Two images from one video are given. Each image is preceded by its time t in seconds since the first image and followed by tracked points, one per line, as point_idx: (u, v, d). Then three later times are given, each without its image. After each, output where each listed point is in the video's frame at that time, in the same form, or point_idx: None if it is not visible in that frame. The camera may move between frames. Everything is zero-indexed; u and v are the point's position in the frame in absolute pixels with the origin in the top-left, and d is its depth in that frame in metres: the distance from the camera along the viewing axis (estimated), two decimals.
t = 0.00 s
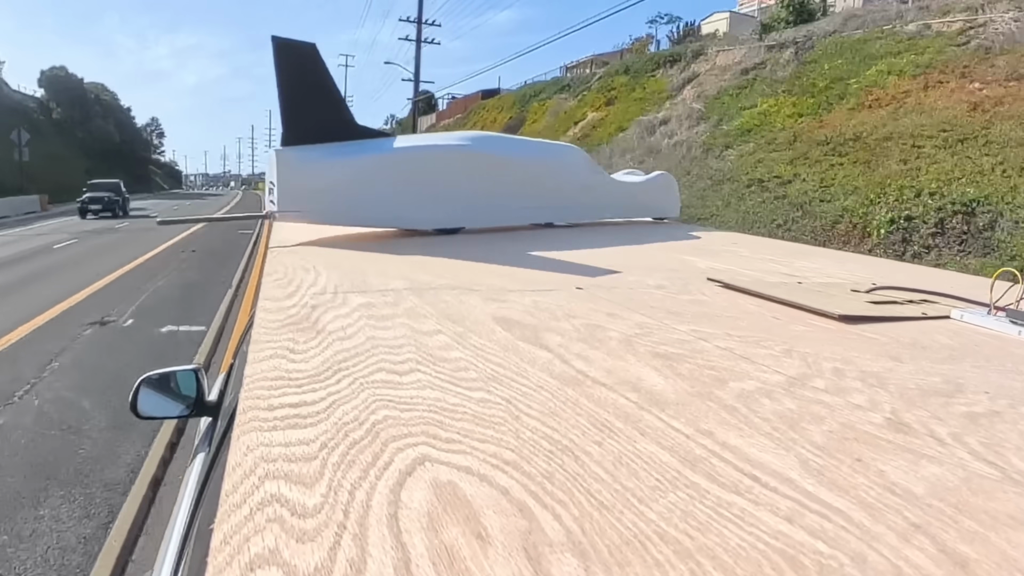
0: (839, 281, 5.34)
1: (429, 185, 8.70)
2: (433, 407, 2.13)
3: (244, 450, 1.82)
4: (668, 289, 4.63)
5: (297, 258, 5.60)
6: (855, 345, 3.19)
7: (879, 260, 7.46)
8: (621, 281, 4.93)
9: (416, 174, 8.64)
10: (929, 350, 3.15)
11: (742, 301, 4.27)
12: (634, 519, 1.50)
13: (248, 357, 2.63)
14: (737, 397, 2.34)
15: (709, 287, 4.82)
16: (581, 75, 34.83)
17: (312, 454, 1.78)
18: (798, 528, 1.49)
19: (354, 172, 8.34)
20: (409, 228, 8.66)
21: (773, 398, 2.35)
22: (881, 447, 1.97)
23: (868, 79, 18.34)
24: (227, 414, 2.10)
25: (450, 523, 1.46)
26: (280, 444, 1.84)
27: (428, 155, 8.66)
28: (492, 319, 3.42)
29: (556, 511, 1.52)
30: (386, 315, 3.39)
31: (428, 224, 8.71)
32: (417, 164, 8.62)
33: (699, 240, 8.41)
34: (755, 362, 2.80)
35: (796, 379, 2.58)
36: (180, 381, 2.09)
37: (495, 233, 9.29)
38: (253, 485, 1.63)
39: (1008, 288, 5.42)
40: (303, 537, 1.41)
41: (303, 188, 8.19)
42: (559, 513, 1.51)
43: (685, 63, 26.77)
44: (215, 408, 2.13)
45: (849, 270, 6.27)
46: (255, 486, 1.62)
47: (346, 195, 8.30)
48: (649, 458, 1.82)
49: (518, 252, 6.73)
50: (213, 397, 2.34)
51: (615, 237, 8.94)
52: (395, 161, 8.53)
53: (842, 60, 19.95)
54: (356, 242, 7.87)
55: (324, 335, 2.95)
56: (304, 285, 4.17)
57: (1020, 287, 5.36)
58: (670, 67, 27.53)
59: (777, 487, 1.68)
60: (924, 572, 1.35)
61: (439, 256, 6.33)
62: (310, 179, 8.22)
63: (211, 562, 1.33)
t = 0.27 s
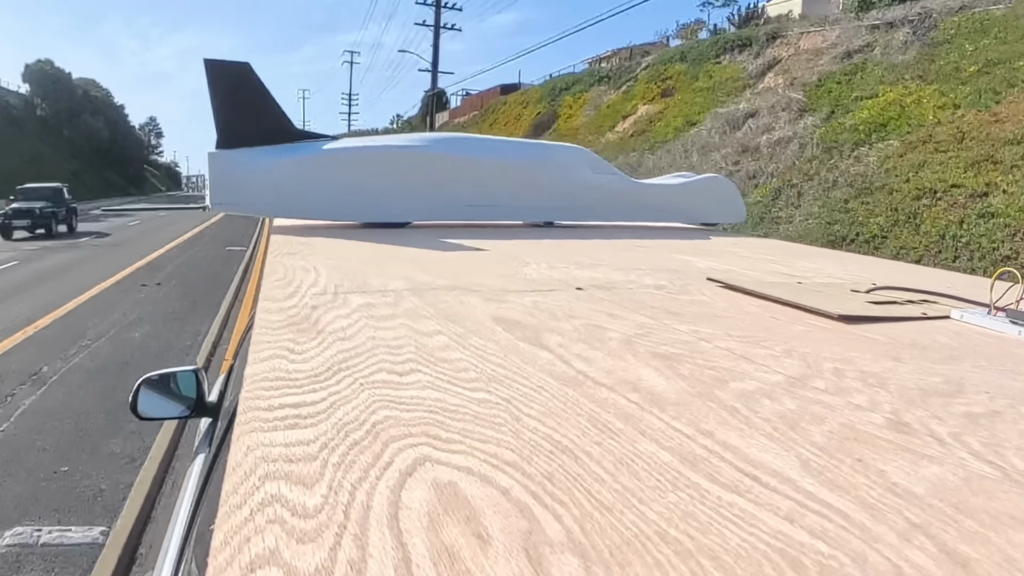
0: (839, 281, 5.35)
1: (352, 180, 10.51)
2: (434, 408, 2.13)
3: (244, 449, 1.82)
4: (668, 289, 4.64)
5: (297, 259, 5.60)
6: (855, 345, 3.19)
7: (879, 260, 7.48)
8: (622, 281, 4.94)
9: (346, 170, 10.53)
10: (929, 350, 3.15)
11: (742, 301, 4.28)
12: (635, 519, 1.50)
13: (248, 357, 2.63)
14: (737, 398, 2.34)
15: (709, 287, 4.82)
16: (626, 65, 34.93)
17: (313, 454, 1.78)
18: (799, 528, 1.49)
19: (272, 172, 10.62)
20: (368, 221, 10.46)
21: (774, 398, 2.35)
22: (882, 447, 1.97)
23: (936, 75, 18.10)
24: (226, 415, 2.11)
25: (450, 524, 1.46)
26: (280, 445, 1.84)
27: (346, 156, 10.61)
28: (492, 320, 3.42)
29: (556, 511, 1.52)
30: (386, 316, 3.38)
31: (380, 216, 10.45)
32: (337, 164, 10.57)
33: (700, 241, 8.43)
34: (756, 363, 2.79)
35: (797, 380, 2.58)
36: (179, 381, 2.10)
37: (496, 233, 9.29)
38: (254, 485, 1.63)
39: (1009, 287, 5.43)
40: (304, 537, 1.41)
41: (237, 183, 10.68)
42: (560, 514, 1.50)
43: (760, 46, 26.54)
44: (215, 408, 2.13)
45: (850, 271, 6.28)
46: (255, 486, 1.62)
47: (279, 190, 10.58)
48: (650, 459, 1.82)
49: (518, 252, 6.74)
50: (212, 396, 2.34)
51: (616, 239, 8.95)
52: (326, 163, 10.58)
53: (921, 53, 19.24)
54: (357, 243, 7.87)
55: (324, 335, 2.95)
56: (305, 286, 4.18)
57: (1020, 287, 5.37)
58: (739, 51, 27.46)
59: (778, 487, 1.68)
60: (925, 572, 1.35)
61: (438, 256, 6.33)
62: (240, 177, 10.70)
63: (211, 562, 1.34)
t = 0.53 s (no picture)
0: (840, 281, 5.35)
1: (352, 183, 10.40)
2: (434, 409, 2.13)
3: (244, 451, 1.82)
4: (670, 290, 4.64)
5: (298, 260, 5.61)
6: (856, 346, 3.18)
7: (879, 261, 7.48)
8: (622, 282, 4.94)
9: (345, 172, 10.42)
10: (930, 351, 3.15)
11: (743, 302, 4.28)
12: (635, 521, 1.50)
13: (249, 358, 2.63)
14: (738, 399, 2.34)
15: (711, 288, 4.82)
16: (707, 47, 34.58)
17: (313, 455, 1.78)
18: (799, 529, 1.49)
19: (271, 174, 10.54)
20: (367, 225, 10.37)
21: (775, 399, 2.35)
22: (882, 447, 1.97)
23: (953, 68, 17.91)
24: (228, 416, 2.11)
25: (450, 524, 1.46)
26: (281, 446, 1.84)
27: (347, 158, 10.49)
28: (492, 321, 3.42)
29: (557, 512, 1.52)
30: (387, 317, 3.38)
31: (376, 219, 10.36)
32: (337, 166, 10.45)
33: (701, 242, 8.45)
34: (757, 363, 2.80)
35: (797, 380, 2.58)
36: (180, 383, 2.11)
37: (497, 235, 9.29)
38: (254, 486, 1.63)
39: (1009, 287, 5.43)
40: (305, 538, 1.41)
41: (234, 183, 10.61)
42: (561, 515, 1.50)
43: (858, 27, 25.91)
44: (215, 409, 2.13)
45: (850, 271, 6.28)
46: (256, 487, 1.63)
47: (277, 192, 10.50)
48: (650, 460, 1.81)
49: (520, 253, 6.75)
50: (214, 398, 2.34)
51: (617, 241, 8.95)
52: (327, 165, 10.46)
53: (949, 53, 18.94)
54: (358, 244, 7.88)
55: (325, 336, 2.95)
56: (305, 287, 4.17)
57: (1020, 287, 5.37)
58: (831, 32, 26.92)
59: (779, 488, 1.68)
60: (926, 574, 1.35)
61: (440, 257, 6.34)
62: (239, 179, 10.62)
63: (213, 563, 1.34)
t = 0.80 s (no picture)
0: (842, 283, 5.35)
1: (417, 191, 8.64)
2: (436, 412, 2.13)
3: (248, 455, 1.82)
4: (671, 292, 4.63)
5: (300, 263, 5.62)
6: (858, 347, 3.17)
7: (881, 262, 7.46)
8: (624, 284, 4.93)
9: (405, 180, 8.51)
10: (933, 352, 3.14)
11: (745, 304, 4.27)
12: (638, 523, 1.50)
13: (251, 362, 2.63)
14: (740, 400, 2.34)
15: (713, 289, 4.82)
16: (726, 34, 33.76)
17: (315, 459, 1.78)
18: (803, 531, 1.48)
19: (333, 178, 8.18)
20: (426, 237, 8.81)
21: (777, 401, 2.35)
22: (885, 449, 1.96)
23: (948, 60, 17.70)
24: (230, 420, 2.10)
25: (452, 528, 1.46)
26: (284, 450, 1.84)
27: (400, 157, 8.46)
28: (494, 323, 3.42)
29: (560, 515, 1.52)
30: (389, 320, 3.39)
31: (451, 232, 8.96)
32: (391, 169, 8.40)
33: (702, 243, 8.44)
34: (759, 365, 2.79)
35: (800, 382, 2.58)
36: (182, 387, 2.10)
37: (500, 238, 9.28)
38: (257, 490, 1.63)
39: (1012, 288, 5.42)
40: (307, 542, 1.41)
41: (289, 190, 8.12)
42: (564, 518, 1.50)
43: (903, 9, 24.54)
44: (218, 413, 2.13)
45: (852, 273, 6.26)
46: (258, 491, 1.62)
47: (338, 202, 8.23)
48: (652, 462, 1.81)
49: (522, 256, 6.75)
50: (216, 402, 2.34)
51: (619, 243, 8.95)
52: (385, 169, 8.41)
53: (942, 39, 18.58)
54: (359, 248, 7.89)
55: (326, 339, 2.95)
56: (307, 290, 4.18)
57: (1023, 288, 5.36)
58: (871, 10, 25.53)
59: (782, 490, 1.68)
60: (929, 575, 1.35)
61: (442, 261, 6.34)
62: (297, 186, 8.13)
63: (215, 567, 1.34)
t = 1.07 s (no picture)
0: (843, 283, 5.34)
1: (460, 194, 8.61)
2: (437, 413, 2.13)
3: (249, 457, 1.82)
4: (672, 292, 4.63)
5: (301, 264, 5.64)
6: (859, 348, 3.17)
7: (882, 262, 7.44)
8: (624, 285, 4.93)
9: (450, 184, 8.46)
10: (935, 352, 3.14)
11: (746, 304, 4.27)
12: (640, 523, 1.50)
13: (253, 363, 2.64)
14: (742, 401, 2.34)
15: (714, 290, 4.82)
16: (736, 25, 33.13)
17: (317, 461, 1.78)
18: (805, 531, 1.48)
19: (388, 184, 8.04)
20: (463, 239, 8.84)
21: (779, 401, 2.35)
22: (887, 450, 1.96)
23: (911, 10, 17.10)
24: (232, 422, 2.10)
25: (454, 529, 1.46)
26: (285, 451, 1.84)
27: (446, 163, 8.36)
28: (496, 325, 3.41)
29: (562, 516, 1.51)
30: (390, 322, 3.38)
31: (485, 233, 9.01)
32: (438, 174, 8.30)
33: (702, 243, 8.44)
34: (760, 365, 2.79)
35: (801, 383, 2.58)
36: (184, 389, 2.09)
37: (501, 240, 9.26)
38: (258, 492, 1.63)
39: (1013, 288, 5.41)
40: (308, 544, 1.41)
41: (348, 195, 7.96)
42: (565, 519, 1.50)
43: None
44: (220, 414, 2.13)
45: (854, 273, 6.25)
46: (260, 493, 1.62)
47: (393, 207, 8.14)
48: (654, 463, 1.81)
49: (522, 258, 6.77)
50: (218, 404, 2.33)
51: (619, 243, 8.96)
52: (433, 174, 8.30)
53: None
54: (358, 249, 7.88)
55: (327, 341, 2.96)
56: (308, 292, 4.18)
57: None
58: None
59: (784, 491, 1.68)
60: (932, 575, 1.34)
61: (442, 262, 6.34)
62: (355, 193, 7.99)
63: (216, 569, 1.33)
